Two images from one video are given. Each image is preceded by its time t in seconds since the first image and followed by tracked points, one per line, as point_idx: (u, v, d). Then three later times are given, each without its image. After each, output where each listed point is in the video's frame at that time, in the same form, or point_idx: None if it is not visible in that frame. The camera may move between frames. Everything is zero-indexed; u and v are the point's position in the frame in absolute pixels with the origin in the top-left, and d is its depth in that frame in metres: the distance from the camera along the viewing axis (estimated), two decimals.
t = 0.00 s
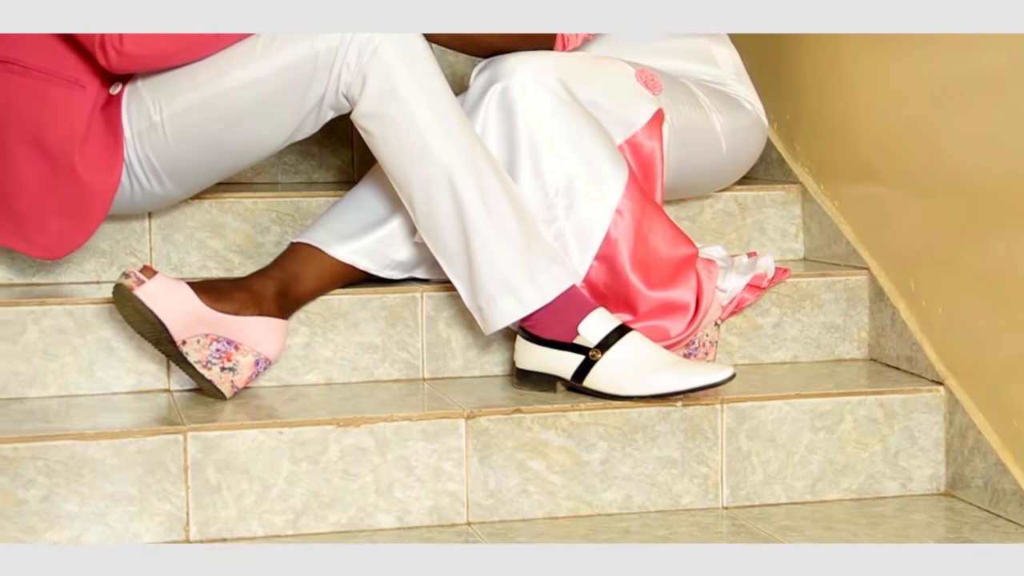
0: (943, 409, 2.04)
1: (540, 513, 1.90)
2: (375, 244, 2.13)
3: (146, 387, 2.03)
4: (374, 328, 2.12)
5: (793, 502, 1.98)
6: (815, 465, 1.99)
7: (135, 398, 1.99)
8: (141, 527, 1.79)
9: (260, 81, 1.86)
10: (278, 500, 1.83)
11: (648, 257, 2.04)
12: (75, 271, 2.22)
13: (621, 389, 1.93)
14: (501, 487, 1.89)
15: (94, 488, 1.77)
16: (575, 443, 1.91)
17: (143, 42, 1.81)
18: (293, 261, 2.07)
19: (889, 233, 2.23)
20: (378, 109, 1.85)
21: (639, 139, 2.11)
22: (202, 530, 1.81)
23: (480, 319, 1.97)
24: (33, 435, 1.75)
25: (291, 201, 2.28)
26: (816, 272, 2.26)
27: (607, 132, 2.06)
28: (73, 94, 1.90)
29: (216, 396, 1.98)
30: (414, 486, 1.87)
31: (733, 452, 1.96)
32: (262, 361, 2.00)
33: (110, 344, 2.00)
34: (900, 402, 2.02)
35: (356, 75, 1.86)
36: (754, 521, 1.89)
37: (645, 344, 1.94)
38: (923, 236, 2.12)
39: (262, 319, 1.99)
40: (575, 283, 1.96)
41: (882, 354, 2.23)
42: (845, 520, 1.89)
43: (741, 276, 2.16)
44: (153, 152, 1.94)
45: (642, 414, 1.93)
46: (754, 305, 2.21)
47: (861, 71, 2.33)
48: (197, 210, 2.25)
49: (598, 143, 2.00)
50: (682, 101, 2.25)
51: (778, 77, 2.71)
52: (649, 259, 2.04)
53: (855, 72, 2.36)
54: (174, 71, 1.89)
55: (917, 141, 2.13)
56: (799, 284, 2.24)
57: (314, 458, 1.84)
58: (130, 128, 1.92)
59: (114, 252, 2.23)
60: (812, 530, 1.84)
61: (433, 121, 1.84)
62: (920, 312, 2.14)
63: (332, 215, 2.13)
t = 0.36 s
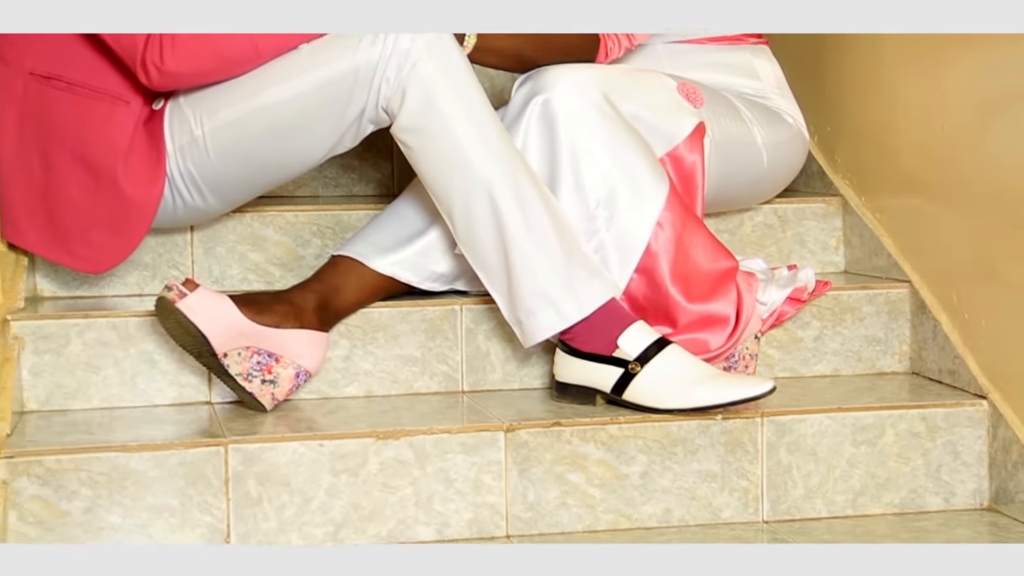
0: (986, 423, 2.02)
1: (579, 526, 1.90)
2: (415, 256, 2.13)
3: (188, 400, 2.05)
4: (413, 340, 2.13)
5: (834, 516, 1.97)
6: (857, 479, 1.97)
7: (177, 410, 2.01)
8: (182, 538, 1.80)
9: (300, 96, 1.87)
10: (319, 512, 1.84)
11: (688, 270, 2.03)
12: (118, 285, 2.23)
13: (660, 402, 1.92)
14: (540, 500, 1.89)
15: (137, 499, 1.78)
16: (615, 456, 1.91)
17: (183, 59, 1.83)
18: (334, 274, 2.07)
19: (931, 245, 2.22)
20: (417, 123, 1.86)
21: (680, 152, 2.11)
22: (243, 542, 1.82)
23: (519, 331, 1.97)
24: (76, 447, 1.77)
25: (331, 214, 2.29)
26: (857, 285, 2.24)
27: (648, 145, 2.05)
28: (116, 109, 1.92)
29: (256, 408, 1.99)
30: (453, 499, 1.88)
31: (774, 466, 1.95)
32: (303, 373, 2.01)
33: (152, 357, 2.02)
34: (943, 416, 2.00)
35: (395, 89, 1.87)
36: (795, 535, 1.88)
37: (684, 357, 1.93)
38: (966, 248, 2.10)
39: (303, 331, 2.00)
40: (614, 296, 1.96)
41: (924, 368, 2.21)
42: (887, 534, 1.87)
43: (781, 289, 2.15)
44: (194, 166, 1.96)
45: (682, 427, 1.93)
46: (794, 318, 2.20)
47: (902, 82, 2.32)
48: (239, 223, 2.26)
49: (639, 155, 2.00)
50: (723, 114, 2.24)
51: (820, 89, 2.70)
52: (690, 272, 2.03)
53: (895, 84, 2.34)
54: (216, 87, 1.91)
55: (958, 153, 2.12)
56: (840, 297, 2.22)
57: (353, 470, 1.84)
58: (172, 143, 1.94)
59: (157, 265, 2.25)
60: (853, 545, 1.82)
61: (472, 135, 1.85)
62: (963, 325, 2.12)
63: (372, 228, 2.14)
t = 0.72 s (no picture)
0: (1007, 444, 2.01)
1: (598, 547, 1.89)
2: (432, 277, 2.14)
3: (207, 421, 2.06)
4: (432, 361, 2.13)
5: (854, 538, 1.95)
6: (876, 500, 1.97)
7: (195, 432, 2.01)
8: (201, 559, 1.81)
9: (318, 118, 1.88)
10: (337, 533, 1.85)
11: (706, 292, 2.03)
12: (138, 306, 2.24)
13: (679, 424, 1.91)
14: (558, 522, 1.89)
15: (156, 520, 1.79)
16: (633, 477, 1.90)
17: (201, 88, 1.86)
18: (352, 295, 2.08)
19: (950, 266, 2.21)
20: (435, 145, 1.86)
21: (699, 173, 2.11)
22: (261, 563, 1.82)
23: (537, 352, 1.97)
24: (96, 468, 1.77)
25: (350, 236, 2.30)
26: (876, 306, 2.24)
27: (665, 166, 2.06)
28: (138, 133, 1.93)
29: (275, 430, 2.00)
30: (471, 520, 1.88)
31: (793, 487, 1.94)
32: (321, 395, 2.01)
33: (171, 378, 2.03)
34: (963, 437, 1.99)
35: (413, 111, 1.88)
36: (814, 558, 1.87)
37: (703, 378, 1.92)
38: (985, 268, 2.10)
39: (321, 352, 2.00)
40: (632, 316, 1.95)
41: (944, 390, 2.20)
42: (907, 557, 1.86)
43: (800, 310, 2.14)
44: (213, 189, 1.97)
45: (700, 448, 1.92)
46: (813, 339, 2.19)
47: (920, 103, 2.32)
48: (258, 244, 2.27)
49: (657, 177, 2.00)
50: (741, 134, 2.24)
51: (838, 109, 2.69)
52: (708, 293, 2.03)
53: (913, 105, 2.35)
54: (235, 111, 1.93)
55: (977, 173, 2.11)
56: (859, 317, 2.22)
57: (371, 491, 1.85)
58: (191, 165, 1.96)
59: (177, 286, 2.26)
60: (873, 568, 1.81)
61: (491, 156, 1.85)
62: (982, 345, 2.11)
63: (391, 249, 2.15)
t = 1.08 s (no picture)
0: (1018, 469, 2.00)
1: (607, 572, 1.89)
2: (442, 301, 2.13)
3: (216, 446, 2.06)
4: (440, 386, 2.14)
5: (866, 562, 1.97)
6: (887, 525, 1.97)
7: (204, 456, 2.02)
8: None
9: (327, 143, 1.89)
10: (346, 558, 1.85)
11: (715, 315, 2.03)
12: (148, 330, 2.25)
13: (688, 448, 1.90)
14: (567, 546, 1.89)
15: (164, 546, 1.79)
16: (642, 501, 1.91)
17: (208, 117, 1.86)
18: (361, 320, 2.08)
19: (960, 291, 2.21)
20: (445, 169, 1.87)
21: (706, 198, 2.11)
22: None
23: (547, 376, 1.97)
24: (104, 493, 1.77)
25: (359, 260, 2.31)
26: (885, 330, 2.23)
27: (673, 191, 2.06)
28: (149, 159, 1.93)
29: (283, 453, 2.01)
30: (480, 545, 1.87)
31: (803, 512, 1.94)
32: (330, 419, 2.01)
33: (181, 403, 2.03)
34: (974, 462, 1.99)
35: (422, 136, 1.89)
36: None
37: (712, 403, 1.92)
38: (995, 292, 2.09)
39: (330, 377, 2.00)
40: (641, 340, 1.95)
41: (954, 414, 2.19)
42: None
43: (809, 333, 2.14)
44: (223, 214, 1.98)
45: (709, 472, 1.92)
46: (823, 363, 2.19)
47: (928, 127, 2.32)
48: (267, 269, 2.28)
49: (664, 201, 2.01)
50: (749, 158, 2.24)
51: (846, 133, 2.70)
52: (717, 317, 2.03)
53: (921, 129, 2.35)
54: (244, 136, 1.93)
55: (986, 196, 2.11)
56: (868, 342, 2.21)
57: (380, 516, 1.84)
58: (201, 192, 1.97)
59: (186, 310, 2.26)
60: None
61: (499, 182, 1.86)
62: (992, 369, 2.10)
63: (401, 274, 2.15)
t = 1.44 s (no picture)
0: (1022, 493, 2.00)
1: None
2: (446, 327, 2.13)
3: (219, 470, 2.06)
4: (443, 410, 2.13)
5: None
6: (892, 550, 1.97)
7: (207, 481, 2.01)
8: None
9: (332, 168, 1.90)
10: None
11: (717, 339, 2.03)
12: (151, 355, 2.25)
13: (692, 472, 1.90)
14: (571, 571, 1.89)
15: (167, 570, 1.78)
16: (646, 526, 1.91)
17: (212, 142, 1.87)
18: (365, 345, 2.08)
19: (963, 314, 2.21)
20: (447, 194, 1.87)
21: (706, 222, 2.11)
22: None
23: (550, 402, 1.97)
24: (107, 518, 1.77)
25: (362, 284, 2.31)
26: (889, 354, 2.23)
27: (673, 215, 2.06)
28: (154, 184, 1.94)
29: (288, 479, 2.00)
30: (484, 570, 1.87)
31: (807, 536, 1.94)
32: (333, 444, 2.01)
33: (184, 428, 2.03)
34: (978, 486, 1.98)
35: (425, 161, 1.89)
36: None
37: (716, 428, 1.91)
38: (997, 314, 2.10)
39: (334, 401, 2.00)
40: (644, 364, 1.94)
41: (958, 438, 2.19)
42: None
43: (813, 358, 2.14)
44: (227, 239, 1.98)
45: (713, 497, 1.92)
46: (826, 387, 2.18)
47: (930, 151, 2.32)
48: (270, 293, 2.28)
49: (665, 225, 2.01)
50: (750, 180, 2.24)
51: (847, 157, 2.70)
52: (720, 341, 2.03)
53: (922, 153, 2.36)
54: (247, 161, 1.94)
55: (988, 220, 2.12)
56: (872, 365, 2.21)
57: (383, 540, 1.84)
58: (204, 217, 1.98)
59: (189, 335, 2.26)
60: None
61: (501, 207, 1.86)
62: (996, 393, 2.10)
63: (404, 299, 2.15)
